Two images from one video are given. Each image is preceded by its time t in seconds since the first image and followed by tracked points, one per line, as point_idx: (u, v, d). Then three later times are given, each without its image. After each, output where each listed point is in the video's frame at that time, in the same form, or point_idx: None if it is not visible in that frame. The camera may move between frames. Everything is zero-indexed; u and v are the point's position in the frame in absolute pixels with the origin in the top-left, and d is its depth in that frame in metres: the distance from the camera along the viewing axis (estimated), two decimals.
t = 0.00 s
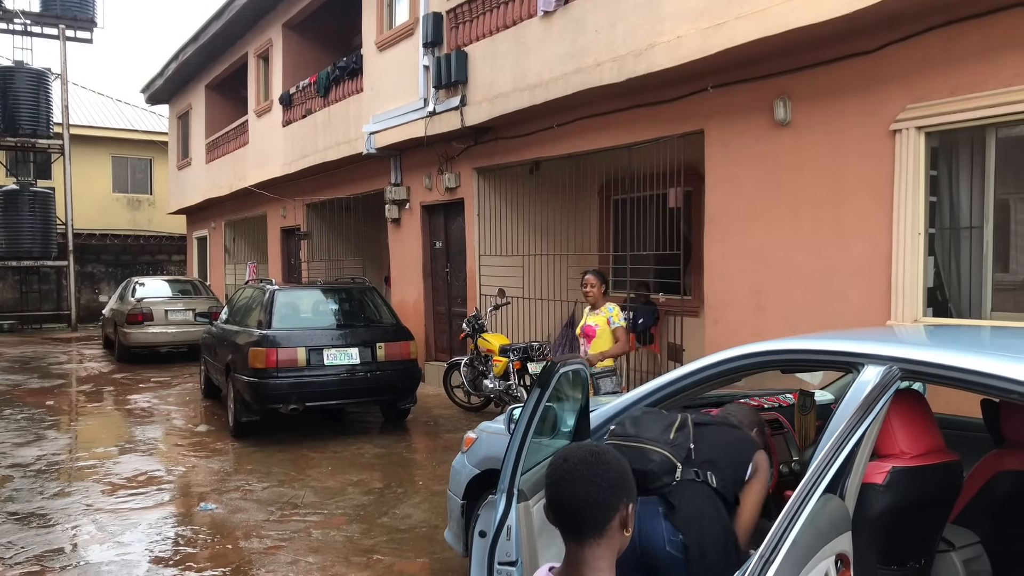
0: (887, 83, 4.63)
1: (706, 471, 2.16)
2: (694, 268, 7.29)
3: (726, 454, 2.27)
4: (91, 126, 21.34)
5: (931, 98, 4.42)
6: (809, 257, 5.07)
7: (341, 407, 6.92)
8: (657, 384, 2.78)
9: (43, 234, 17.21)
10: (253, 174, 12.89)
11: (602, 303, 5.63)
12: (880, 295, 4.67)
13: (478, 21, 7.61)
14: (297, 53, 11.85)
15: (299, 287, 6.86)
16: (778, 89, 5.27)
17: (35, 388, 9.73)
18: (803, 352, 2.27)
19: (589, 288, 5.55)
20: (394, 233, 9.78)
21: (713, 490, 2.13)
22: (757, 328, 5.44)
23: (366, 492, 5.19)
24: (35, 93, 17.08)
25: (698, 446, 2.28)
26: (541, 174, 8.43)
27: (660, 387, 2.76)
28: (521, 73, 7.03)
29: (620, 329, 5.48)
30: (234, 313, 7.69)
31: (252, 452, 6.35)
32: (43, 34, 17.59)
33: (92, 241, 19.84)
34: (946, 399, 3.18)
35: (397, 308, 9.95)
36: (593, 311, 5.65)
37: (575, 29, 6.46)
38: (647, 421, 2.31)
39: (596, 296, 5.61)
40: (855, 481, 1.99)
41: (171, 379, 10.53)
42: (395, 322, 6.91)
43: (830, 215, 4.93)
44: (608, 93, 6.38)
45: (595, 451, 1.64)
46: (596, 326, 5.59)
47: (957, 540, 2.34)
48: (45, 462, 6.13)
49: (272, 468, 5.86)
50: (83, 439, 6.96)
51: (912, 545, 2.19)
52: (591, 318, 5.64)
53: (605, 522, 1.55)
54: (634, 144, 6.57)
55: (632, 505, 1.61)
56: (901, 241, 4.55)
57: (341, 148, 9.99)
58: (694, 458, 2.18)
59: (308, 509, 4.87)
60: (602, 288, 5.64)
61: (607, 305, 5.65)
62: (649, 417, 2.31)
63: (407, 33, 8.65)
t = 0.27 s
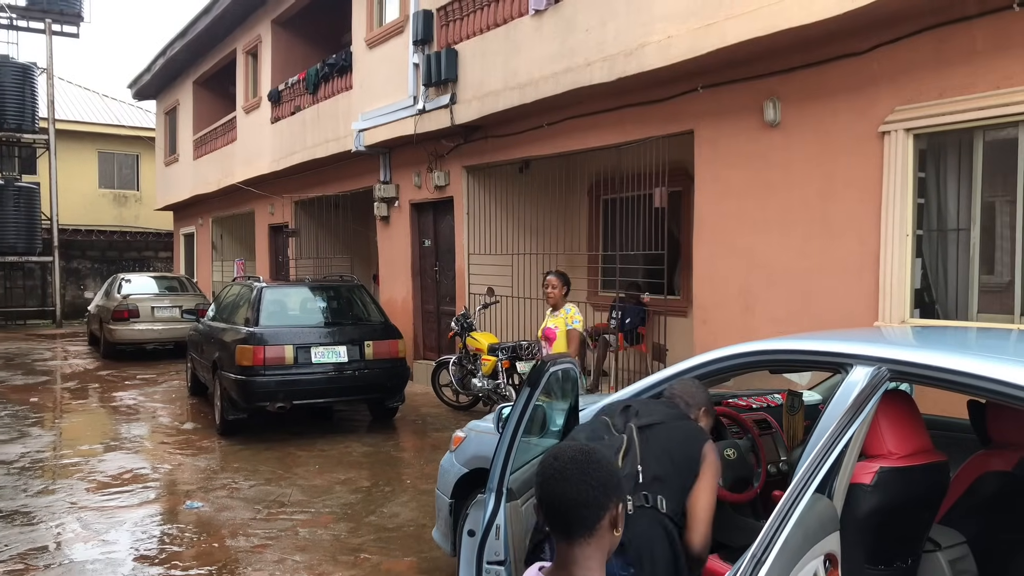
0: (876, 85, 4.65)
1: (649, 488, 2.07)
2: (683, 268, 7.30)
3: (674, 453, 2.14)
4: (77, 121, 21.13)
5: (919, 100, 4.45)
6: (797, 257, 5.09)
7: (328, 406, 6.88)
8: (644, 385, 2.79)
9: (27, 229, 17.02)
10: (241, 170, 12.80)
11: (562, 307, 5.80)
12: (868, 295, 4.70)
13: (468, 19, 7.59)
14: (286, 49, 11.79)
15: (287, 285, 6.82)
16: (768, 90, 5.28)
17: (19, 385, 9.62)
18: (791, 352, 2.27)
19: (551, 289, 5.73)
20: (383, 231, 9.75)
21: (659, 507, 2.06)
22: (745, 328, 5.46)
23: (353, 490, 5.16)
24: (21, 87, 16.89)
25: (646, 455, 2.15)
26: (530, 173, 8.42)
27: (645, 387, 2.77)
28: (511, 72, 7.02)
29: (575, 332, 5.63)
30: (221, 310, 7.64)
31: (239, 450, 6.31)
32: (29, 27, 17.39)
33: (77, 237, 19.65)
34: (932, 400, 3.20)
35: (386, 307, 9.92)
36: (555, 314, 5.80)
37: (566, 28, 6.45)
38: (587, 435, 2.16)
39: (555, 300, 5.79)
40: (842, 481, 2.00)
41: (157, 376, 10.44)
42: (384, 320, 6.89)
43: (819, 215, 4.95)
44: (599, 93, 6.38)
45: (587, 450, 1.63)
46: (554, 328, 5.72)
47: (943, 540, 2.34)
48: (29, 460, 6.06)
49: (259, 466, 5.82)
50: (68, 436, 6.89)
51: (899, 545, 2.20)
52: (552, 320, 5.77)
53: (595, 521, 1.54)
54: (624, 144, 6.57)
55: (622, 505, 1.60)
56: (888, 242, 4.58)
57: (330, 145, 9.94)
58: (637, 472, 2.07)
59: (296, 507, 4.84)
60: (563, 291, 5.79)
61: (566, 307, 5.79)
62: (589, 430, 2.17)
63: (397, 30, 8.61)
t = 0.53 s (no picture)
0: (866, 79, 4.65)
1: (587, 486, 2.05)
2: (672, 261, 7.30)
3: (625, 434, 2.13)
4: (63, 110, 20.89)
5: (909, 94, 4.45)
6: (787, 250, 5.09)
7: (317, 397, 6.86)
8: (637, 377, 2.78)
9: (12, 219, 16.84)
10: (229, 161, 12.70)
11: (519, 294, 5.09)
12: (857, 289, 4.71)
13: (458, 9, 7.53)
14: (274, 39, 11.67)
15: (275, 276, 6.78)
16: (759, 83, 5.27)
17: (4, 376, 9.53)
18: (781, 345, 2.27)
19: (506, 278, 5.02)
20: (372, 223, 9.70)
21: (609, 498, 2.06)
22: (735, 320, 5.47)
23: (342, 483, 5.14)
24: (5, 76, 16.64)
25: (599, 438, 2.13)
26: (520, 165, 8.39)
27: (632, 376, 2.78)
28: (501, 63, 6.98)
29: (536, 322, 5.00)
30: (209, 302, 7.58)
31: (226, 443, 6.27)
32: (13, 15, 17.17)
33: (63, 228, 19.46)
34: (920, 392, 3.22)
35: (375, 298, 9.88)
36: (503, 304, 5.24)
37: (556, 19, 6.42)
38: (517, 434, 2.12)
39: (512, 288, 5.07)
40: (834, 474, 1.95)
41: (144, 368, 10.37)
42: (373, 312, 6.85)
43: (809, 209, 4.96)
44: (589, 84, 6.35)
45: (581, 440, 1.61)
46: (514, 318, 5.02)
47: (932, 531, 2.33)
48: (14, 452, 6.01)
49: (247, 458, 5.80)
50: (54, 428, 6.83)
51: (888, 536, 2.20)
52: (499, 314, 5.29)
53: (589, 512, 1.53)
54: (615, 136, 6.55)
55: (615, 496, 1.59)
56: (878, 235, 4.59)
57: (319, 136, 9.86)
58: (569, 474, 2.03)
59: (284, 500, 4.82)
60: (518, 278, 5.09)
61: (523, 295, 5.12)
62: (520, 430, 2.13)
63: (386, 21, 8.54)
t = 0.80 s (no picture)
0: (857, 77, 4.67)
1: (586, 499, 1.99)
2: (665, 259, 7.31)
3: (624, 432, 2.02)
4: (52, 108, 20.74)
5: (900, 92, 4.47)
6: (779, 248, 5.11)
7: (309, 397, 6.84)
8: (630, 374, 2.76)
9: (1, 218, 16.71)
10: (220, 160, 12.64)
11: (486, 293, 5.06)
12: (849, 286, 4.73)
13: (449, 7, 7.52)
14: (264, 37, 11.62)
15: (267, 275, 6.75)
16: (751, 81, 5.28)
17: None
18: (774, 343, 2.27)
19: (474, 277, 4.98)
20: (364, 221, 9.67)
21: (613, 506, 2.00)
22: (727, 318, 5.48)
23: (335, 482, 5.13)
24: None
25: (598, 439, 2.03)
26: (512, 164, 8.38)
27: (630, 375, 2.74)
28: (493, 61, 6.97)
29: (508, 318, 5.00)
30: (200, 301, 7.54)
31: (219, 442, 6.24)
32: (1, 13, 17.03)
33: (53, 227, 19.33)
34: (912, 389, 3.23)
35: (367, 297, 9.85)
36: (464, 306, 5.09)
37: (548, 17, 6.41)
38: (504, 449, 2.05)
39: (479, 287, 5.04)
40: (827, 471, 1.95)
41: (135, 367, 10.31)
42: (365, 311, 6.83)
43: (801, 207, 4.97)
44: (582, 83, 6.35)
45: (576, 439, 1.60)
46: (483, 314, 4.99)
47: (924, 528, 2.36)
48: (4, 452, 5.96)
49: (239, 457, 5.77)
50: (44, 428, 6.78)
51: (880, 533, 2.21)
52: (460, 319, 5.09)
53: (585, 512, 1.53)
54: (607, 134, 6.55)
55: (612, 495, 1.59)
56: (869, 233, 4.61)
57: (311, 134, 9.83)
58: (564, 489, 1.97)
59: (277, 499, 4.81)
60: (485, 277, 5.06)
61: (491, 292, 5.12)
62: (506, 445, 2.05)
63: (378, 19, 8.52)
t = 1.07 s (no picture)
0: (856, 75, 4.67)
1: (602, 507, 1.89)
2: (663, 258, 7.31)
3: (633, 429, 1.95)
4: (50, 107, 20.71)
5: (899, 91, 4.47)
6: (778, 247, 5.11)
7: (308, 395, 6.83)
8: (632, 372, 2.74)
9: None
10: (218, 159, 12.63)
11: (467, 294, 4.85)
12: (848, 285, 4.74)
13: (448, 6, 7.51)
14: (263, 36, 11.61)
15: (266, 274, 6.74)
16: (749, 80, 5.28)
17: None
18: (775, 341, 2.27)
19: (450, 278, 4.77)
20: (363, 220, 9.66)
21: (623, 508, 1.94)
22: (726, 316, 5.48)
23: (335, 481, 5.13)
24: None
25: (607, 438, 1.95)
26: (511, 163, 8.38)
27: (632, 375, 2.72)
28: (492, 60, 6.96)
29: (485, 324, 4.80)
30: (199, 300, 7.53)
31: (218, 441, 6.24)
32: None
33: (50, 226, 19.31)
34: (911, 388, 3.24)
35: (366, 296, 9.84)
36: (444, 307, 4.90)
37: (547, 16, 6.40)
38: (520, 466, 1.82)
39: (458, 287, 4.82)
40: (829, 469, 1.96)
41: (134, 366, 10.30)
42: (364, 309, 6.84)
43: (800, 205, 4.98)
44: (581, 81, 6.35)
45: (578, 437, 1.59)
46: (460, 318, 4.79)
47: (923, 525, 2.37)
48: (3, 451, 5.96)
49: (238, 456, 5.77)
50: (43, 427, 6.77)
51: (881, 531, 2.22)
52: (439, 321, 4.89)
53: (587, 511, 1.53)
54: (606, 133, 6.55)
55: (615, 493, 1.58)
56: (868, 232, 4.62)
57: (309, 133, 9.81)
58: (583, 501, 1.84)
59: (277, 498, 4.81)
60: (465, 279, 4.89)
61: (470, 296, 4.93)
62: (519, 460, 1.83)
63: (376, 18, 8.51)
